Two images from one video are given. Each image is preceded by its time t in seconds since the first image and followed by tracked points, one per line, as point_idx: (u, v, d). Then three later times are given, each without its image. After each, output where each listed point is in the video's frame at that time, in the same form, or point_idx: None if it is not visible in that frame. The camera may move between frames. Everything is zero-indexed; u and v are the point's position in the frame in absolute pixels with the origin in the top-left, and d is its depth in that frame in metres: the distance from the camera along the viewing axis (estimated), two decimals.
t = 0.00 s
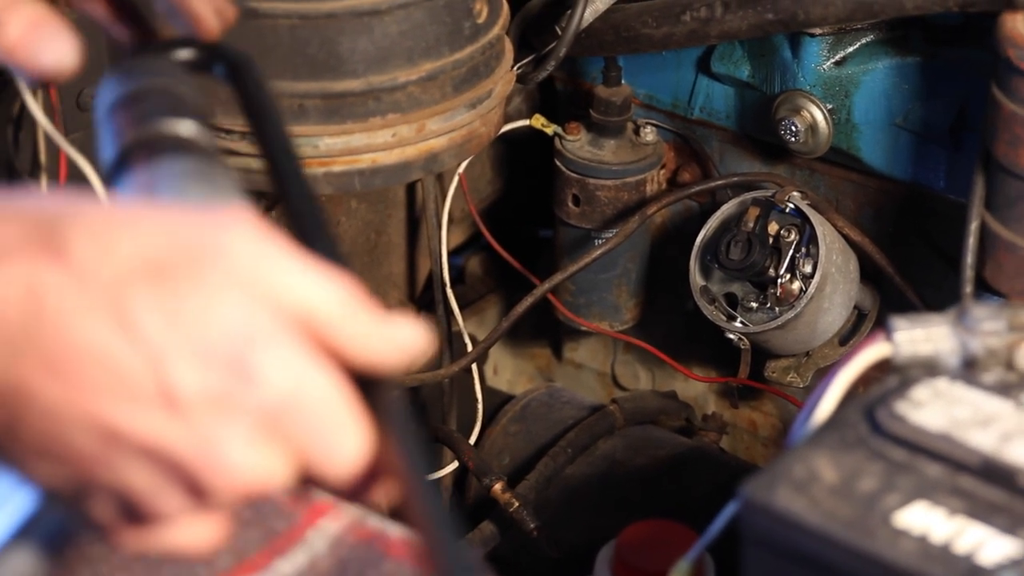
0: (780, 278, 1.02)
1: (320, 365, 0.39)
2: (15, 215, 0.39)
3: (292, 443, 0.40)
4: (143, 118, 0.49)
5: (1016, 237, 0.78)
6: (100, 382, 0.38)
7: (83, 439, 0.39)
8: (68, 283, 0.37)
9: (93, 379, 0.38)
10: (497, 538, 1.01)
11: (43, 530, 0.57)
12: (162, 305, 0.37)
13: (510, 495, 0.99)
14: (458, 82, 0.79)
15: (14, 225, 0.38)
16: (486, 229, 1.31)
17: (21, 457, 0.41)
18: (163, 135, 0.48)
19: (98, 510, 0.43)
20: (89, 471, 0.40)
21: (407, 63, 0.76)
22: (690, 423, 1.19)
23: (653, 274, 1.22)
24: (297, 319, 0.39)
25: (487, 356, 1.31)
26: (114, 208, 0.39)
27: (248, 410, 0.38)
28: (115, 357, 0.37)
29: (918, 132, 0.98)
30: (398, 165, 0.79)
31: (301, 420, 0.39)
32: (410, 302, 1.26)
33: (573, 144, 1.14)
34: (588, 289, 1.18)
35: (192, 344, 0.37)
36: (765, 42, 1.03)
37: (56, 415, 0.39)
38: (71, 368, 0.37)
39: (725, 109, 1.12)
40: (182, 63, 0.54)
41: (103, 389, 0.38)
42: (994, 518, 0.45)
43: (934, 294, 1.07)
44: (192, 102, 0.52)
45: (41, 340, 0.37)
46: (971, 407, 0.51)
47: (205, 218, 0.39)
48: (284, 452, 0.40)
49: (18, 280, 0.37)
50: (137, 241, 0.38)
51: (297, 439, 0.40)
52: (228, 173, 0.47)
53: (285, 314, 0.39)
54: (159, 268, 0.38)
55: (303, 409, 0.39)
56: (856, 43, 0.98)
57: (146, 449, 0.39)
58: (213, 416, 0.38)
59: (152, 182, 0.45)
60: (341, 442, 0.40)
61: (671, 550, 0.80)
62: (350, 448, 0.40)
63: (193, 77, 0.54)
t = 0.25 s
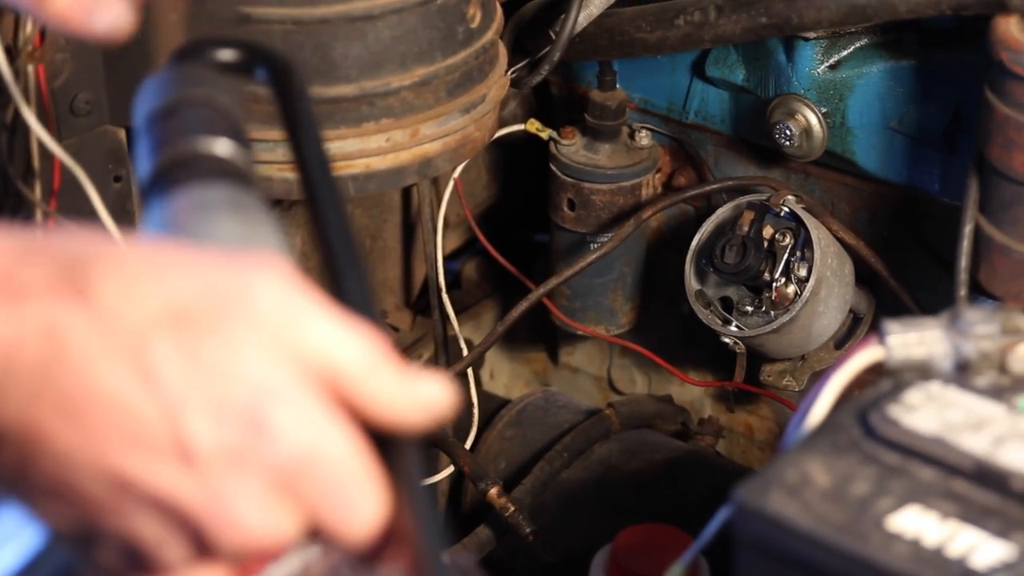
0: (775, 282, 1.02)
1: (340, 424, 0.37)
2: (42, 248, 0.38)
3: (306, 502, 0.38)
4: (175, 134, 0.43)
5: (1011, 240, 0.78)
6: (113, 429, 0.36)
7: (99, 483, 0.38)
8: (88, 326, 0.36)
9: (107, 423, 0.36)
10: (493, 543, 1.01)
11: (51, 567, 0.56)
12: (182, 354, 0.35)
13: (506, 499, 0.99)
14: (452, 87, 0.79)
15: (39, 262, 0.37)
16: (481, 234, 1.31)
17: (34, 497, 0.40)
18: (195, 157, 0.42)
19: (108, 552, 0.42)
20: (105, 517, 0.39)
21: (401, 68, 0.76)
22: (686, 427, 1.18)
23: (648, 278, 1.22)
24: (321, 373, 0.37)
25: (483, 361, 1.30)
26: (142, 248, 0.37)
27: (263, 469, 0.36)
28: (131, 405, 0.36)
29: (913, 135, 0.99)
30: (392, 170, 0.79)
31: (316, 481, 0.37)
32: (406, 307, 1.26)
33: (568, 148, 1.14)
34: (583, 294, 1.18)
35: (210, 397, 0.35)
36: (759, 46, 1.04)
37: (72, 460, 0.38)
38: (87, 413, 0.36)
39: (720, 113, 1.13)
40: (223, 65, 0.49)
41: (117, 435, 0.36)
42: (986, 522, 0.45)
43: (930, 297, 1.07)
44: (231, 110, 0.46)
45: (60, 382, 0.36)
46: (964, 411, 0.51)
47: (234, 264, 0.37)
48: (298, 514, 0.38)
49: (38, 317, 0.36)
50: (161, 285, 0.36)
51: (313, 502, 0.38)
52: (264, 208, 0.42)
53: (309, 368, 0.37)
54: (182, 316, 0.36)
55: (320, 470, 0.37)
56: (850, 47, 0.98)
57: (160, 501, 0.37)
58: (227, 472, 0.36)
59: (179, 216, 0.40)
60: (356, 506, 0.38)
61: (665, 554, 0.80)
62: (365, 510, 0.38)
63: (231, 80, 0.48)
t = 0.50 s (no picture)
0: (774, 282, 1.03)
1: (349, 430, 0.38)
2: (57, 250, 0.39)
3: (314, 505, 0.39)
4: (196, 143, 0.43)
5: (1009, 241, 0.78)
6: (128, 430, 0.38)
7: (112, 483, 0.40)
8: (102, 328, 0.37)
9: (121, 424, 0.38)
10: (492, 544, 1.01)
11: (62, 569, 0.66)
12: (195, 357, 0.37)
13: (505, 500, 0.99)
14: (451, 88, 0.79)
15: (54, 264, 0.39)
16: (480, 235, 1.31)
17: (49, 497, 0.42)
18: (216, 167, 0.42)
19: (120, 553, 0.43)
20: (118, 516, 0.41)
21: (399, 69, 0.76)
22: (685, 428, 1.19)
23: (646, 279, 1.22)
24: (332, 380, 0.38)
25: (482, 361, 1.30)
26: (157, 253, 0.38)
27: (272, 471, 0.38)
28: (144, 406, 0.37)
29: (911, 136, 0.98)
30: (391, 171, 0.79)
31: (324, 484, 0.38)
32: (405, 307, 1.26)
33: (566, 149, 1.14)
34: (582, 294, 1.18)
35: (221, 400, 0.37)
36: (757, 46, 1.04)
37: (87, 459, 0.39)
38: (101, 413, 0.38)
39: (719, 114, 1.13)
40: (246, 79, 0.49)
41: (130, 436, 0.38)
42: (985, 522, 0.45)
43: (928, 298, 1.07)
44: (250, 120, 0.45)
45: (75, 384, 0.38)
46: (962, 411, 0.51)
47: (247, 271, 0.38)
48: (306, 516, 0.39)
49: (52, 320, 0.38)
50: (174, 291, 0.38)
51: (321, 505, 0.39)
52: (280, 215, 0.42)
53: (321, 374, 0.38)
54: (195, 320, 0.37)
55: (329, 475, 0.38)
56: (849, 47, 0.99)
57: (171, 500, 0.39)
58: (238, 474, 0.38)
59: (197, 224, 0.40)
60: (363, 510, 0.39)
61: (664, 554, 0.80)
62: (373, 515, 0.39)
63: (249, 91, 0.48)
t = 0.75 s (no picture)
0: (775, 282, 1.03)
1: (357, 432, 0.38)
2: (67, 246, 0.39)
3: (320, 506, 0.39)
4: (208, 137, 0.43)
5: (1011, 240, 0.78)
6: (133, 428, 0.37)
7: (117, 481, 0.39)
8: (111, 324, 0.37)
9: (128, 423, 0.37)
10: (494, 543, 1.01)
11: (65, 562, 0.62)
12: (203, 356, 0.36)
13: (507, 499, 0.99)
14: (453, 87, 0.79)
15: (65, 260, 0.38)
16: (482, 235, 1.31)
17: (53, 491, 0.42)
18: (230, 161, 0.42)
19: (123, 550, 0.42)
20: (122, 513, 0.40)
21: (402, 69, 0.76)
22: (687, 427, 1.19)
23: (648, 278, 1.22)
24: (342, 381, 0.38)
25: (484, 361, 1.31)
26: (167, 250, 0.38)
27: (278, 472, 0.37)
28: (150, 405, 0.37)
29: (913, 136, 0.98)
30: (393, 171, 0.79)
31: (331, 485, 0.38)
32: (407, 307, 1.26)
33: (568, 149, 1.14)
34: (584, 294, 1.18)
35: (229, 400, 0.36)
36: (759, 46, 1.04)
37: (92, 457, 0.39)
38: (107, 411, 0.37)
39: (721, 114, 1.13)
40: (265, 72, 0.50)
41: (135, 435, 0.37)
42: (987, 521, 0.46)
43: (930, 298, 1.07)
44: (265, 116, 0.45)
45: (83, 380, 0.37)
46: (964, 411, 0.51)
47: (259, 269, 0.38)
48: (311, 517, 0.39)
49: (62, 315, 0.37)
50: (184, 289, 0.37)
51: (327, 506, 0.39)
52: (293, 213, 0.42)
53: (330, 374, 0.38)
54: (204, 319, 0.37)
55: (336, 475, 0.38)
56: (851, 47, 0.98)
57: (176, 499, 0.39)
58: (244, 474, 0.37)
59: (208, 219, 0.40)
60: (370, 510, 0.39)
61: (666, 554, 0.80)
62: (379, 515, 0.39)
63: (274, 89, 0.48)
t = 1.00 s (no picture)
0: (777, 282, 1.03)
1: (356, 418, 0.37)
2: (61, 235, 0.38)
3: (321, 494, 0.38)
4: (196, 136, 0.43)
5: (1012, 241, 0.78)
6: (131, 419, 0.36)
7: (113, 474, 0.38)
8: (110, 316, 0.35)
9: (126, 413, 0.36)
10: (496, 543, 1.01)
11: (64, 555, 0.55)
12: (203, 346, 0.35)
13: (508, 499, 0.99)
14: (454, 87, 0.79)
15: (61, 252, 0.37)
16: (484, 235, 1.31)
17: (47, 485, 0.40)
18: (217, 155, 0.43)
19: (121, 540, 0.41)
20: (119, 505, 0.39)
21: (403, 69, 0.76)
22: (688, 427, 1.19)
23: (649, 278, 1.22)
24: (339, 368, 0.37)
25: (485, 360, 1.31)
26: (163, 240, 0.37)
27: (278, 462, 0.36)
28: (148, 396, 0.36)
29: (913, 136, 0.98)
30: (395, 171, 0.79)
31: (331, 473, 0.37)
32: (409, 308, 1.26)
33: (570, 149, 1.14)
34: (586, 294, 1.18)
35: (229, 387, 0.35)
36: (761, 46, 1.04)
37: (89, 449, 0.37)
38: (104, 401, 0.36)
39: (722, 114, 1.13)
40: (244, 67, 0.50)
41: (134, 425, 0.36)
42: (989, 521, 0.46)
43: (931, 298, 1.07)
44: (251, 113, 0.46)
45: (81, 372, 0.36)
46: (966, 411, 0.51)
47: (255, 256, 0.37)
48: (311, 506, 0.38)
49: (58, 306, 0.36)
50: (182, 275, 0.36)
51: (327, 495, 0.38)
52: (277, 204, 0.42)
53: (327, 361, 0.37)
54: (201, 306, 0.36)
55: (336, 463, 0.37)
56: (852, 47, 0.98)
57: (175, 491, 0.37)
58: (244, 464, 0.36)
59: (197, 208, 0.41)
60: (372, 498, 0.38)
61: (667, 554, 0.80)
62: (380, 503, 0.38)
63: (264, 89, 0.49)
